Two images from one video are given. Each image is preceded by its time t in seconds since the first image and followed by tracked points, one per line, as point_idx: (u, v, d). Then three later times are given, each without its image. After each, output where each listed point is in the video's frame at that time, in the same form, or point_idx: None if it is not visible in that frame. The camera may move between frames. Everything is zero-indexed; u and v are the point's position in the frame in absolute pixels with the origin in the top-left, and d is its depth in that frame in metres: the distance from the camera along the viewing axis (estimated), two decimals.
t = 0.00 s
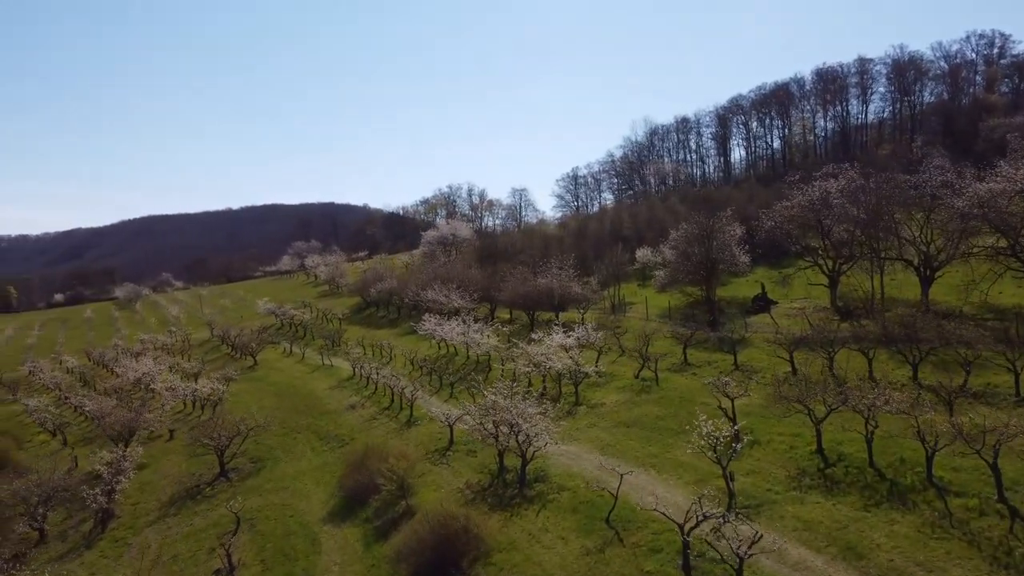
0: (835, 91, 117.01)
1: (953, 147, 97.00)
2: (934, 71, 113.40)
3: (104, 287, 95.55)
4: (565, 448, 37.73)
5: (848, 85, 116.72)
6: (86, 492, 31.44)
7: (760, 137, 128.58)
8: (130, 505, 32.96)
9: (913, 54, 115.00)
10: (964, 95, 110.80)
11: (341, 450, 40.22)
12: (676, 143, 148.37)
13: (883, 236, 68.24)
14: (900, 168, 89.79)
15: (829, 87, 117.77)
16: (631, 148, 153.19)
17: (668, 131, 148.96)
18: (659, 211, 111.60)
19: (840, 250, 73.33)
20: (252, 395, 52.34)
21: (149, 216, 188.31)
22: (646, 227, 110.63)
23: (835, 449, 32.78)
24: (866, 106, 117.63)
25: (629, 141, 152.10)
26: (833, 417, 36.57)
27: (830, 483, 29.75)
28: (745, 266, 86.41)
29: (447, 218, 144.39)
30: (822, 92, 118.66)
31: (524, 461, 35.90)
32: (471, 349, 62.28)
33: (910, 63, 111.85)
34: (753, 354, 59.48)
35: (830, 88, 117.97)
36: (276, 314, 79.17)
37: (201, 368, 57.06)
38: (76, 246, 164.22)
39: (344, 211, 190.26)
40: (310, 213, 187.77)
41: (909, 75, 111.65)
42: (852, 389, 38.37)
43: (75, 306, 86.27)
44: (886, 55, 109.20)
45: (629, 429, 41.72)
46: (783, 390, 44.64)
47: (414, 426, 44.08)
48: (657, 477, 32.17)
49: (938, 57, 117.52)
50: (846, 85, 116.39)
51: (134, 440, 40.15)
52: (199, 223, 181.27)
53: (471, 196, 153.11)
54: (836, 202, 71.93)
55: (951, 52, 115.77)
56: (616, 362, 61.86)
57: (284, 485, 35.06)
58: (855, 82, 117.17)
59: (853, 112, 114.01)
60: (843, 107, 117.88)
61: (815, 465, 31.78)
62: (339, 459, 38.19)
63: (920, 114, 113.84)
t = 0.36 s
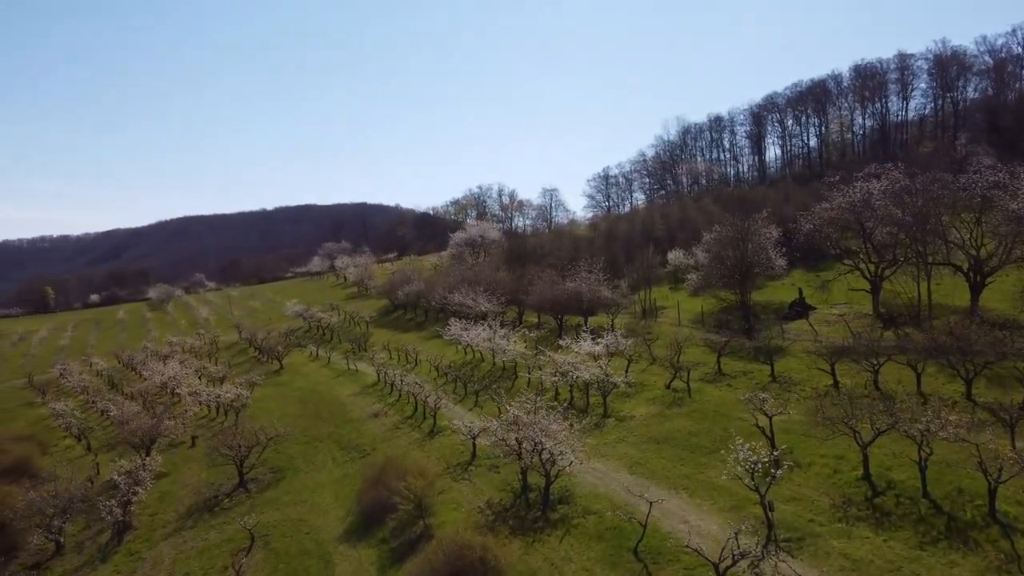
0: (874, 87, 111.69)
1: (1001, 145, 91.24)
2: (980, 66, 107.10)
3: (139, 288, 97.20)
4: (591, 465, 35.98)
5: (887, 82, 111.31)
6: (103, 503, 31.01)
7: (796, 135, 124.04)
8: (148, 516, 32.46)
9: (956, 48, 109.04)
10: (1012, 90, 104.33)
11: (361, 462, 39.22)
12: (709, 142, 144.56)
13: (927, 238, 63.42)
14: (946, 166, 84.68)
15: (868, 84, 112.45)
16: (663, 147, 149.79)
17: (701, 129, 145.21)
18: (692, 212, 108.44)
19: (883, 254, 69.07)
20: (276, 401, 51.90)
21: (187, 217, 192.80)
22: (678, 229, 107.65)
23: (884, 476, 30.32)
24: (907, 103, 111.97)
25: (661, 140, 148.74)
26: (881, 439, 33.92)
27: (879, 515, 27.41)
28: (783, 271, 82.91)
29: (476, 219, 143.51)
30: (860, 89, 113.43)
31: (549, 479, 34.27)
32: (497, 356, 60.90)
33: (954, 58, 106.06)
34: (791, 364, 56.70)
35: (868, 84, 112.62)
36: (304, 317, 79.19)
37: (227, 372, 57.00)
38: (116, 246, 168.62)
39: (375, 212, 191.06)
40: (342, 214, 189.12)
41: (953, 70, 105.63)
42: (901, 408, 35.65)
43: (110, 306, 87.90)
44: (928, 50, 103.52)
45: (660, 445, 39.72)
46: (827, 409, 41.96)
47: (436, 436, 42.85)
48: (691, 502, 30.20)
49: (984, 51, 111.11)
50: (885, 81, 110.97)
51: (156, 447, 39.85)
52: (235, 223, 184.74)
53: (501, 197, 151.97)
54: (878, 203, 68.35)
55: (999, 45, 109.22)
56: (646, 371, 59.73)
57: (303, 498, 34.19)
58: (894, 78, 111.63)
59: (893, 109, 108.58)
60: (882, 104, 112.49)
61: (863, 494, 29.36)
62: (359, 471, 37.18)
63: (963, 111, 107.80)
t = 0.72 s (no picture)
0: (914, 84, 106.42)
1: None
2: None
3: (172, 289, 98.73)
4: (620, 487, 34.22)
5: (929, 77, 106.14)
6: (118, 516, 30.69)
7: (833, 133, 119.35)
8: (164, 529, 31.90)
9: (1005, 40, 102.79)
10: None
11: (381, 474, 38.29)
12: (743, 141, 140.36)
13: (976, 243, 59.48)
14: (995, 165, 79.79)
15: (908, 80, 107.22)
16: (696, 145, 145.98)
17: (735, 127, 141.07)
18: (726, 214, 105.17)
19: (929, 259, 65.20)
20: (299, 408, 51.29)
21: (223, 218, 196.57)
22: (711, 231, 104.50)
23: (939, 508, 27.83)
24: (950, 99, 106.31)
25: (694, 139, 145.05)
26: (936, 466, 31.23)
27: (933, 557, 25.08)
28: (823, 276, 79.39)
29: (506, 220, 142.38)
30: (899, 85, 108.42)
31: (574, 501, 32.71)
32: (523, 364, 59.44)
33: (1000, 51, 99.19)
34: (832, 375, 53.83)
35: (909, 80, 107.40)
36: (332, 320, 79.14)
37: (253, 376, 56.77)
38: (154, 247, 172.50)
39: (405, 213, 191.59)
40: (373, 215, 190.06)
41: (998, 64, 98.58)
42: (958, 431, 32.85)
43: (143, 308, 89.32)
44: (973, 44, 97.91)
45: (693, 465, 37.63)
46: (877, 432, 39.20)
47: (459, 446, 41.70)
48: (726, 533, 28.33)
49: None
50: (926, 77, 105.67)
51: (177, 455, 39.67)
52: (268, 224, 187.50)
53: (531, 198, 150.42)
54: (923, 205, 64.48)
55: None
56: (679, 382, 57.53)
57: (321, 513, 33.38)
58: (937, 73, 106.13)
59: (935, 106, 103.28)
60: (923, 100, 107.13)
61: (914, 530, 27.07)
62: (378, 485, 36.20)
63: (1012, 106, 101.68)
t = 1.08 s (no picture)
0: (957, 79, 100.87)
1: None
2: None
3: (205, 290, 99.96)
4: (650, 510, 32.51)
5: (974, 71, 100.30)
6: (133, 528, 30.47)
7: (872, 130, 114.24)
8: (182, 541, 31.53)
9: None
10: None
11: (403, 487, 37.25)
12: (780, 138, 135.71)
13: None
14: None
15: (951, 75, 101.67)
16: (731, 143, 141.73)
17: (771, 124, 136.38)
18: (762, 214, 101.47)
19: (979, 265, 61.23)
20: (322, 415, 50.62)
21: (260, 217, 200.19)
22: (746, 232, 100.95)
23: (1005, 548, 25.43)
24: (997, 94, 100.39)
25: (728, 136, 140.79)
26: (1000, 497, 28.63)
27: None
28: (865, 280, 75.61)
29: (537, 220, 140.72)
30: (941, 81, 102.97)
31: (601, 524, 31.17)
32: (551, 371, 57.79)
33: None
34: (878, 386, 50.58)
35: (951, 75, 101.88)
36: (360, 323, 78.79)
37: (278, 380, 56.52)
38: (191, 246, 175.90)
39: (436, 213, 191.39)
40: (404, 215, 190.31)
41: None
42: None
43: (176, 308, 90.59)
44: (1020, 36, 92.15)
45: (729, 486, 35.60)
46: (931, 459, 36.38)
47: (483, 459, 40.37)
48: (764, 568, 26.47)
49: None
50: (970, 72, 99.96)
51: (198, 463, 39.48)
52: (303, 223, 190.09)
53: (563, 198, 148.26)
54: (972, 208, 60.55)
55: None
56: (714, 393, 55.07)
57: (341, 527, 32.54)
58: (982, 67, 100.27)
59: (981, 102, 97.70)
60: (968, 96, 101.45)
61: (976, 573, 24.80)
62: (399, 499, 35.17)
63: None
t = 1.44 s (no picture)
0: (1005, 74, 95.77)
1: None
2: None
3: (238, 289, 101.15)
4: (682, 539, 30.71)
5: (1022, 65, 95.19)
6: (149, 542, 30.24)
7: (914, 127, 109.26)
8: (199, 554, 31.14)
9: None
10: None
11: (424, 502, 36.11)
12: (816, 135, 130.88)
13: None
14: None
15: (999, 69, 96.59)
16: (766, 141, 137.36)
17: (807, 121, 131.60)
18: (799, 215, 97.64)
19: None
20: (346, 422, 49.87)
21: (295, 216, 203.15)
22: (782, 233, 97.22)
23: None
24: None
25: (764, 134, 136.42)
26: None
27: None
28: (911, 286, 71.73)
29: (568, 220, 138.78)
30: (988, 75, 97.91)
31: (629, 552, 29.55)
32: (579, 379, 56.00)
33: None
34: (928, 399, 47.14)
35: (998, 70, 96.79)
36: (388, 326, 78.21)
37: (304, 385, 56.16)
38: (227, 245, 179.12)
39: (468, 212, 190.94)
40: (437, 214, 190.40)
41: None
42: None
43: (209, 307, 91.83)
44: None
45: (768, 511, 33.50)
46: (992, 489, 33.52)
47: (507, 473, 38.94)
48: None
49: None
50: (1019, 65, 94.79)
51: (220, 470, 39.22)
52: (337, 223, 192.05)
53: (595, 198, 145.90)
54: None
55: None
56: (751, 404, 52.50)
57: (358, 545, 31.58)
58: None
59: None
60: (1017, 91, 96.14)
61: None
62: (419, 516, 34.06)
63: None
